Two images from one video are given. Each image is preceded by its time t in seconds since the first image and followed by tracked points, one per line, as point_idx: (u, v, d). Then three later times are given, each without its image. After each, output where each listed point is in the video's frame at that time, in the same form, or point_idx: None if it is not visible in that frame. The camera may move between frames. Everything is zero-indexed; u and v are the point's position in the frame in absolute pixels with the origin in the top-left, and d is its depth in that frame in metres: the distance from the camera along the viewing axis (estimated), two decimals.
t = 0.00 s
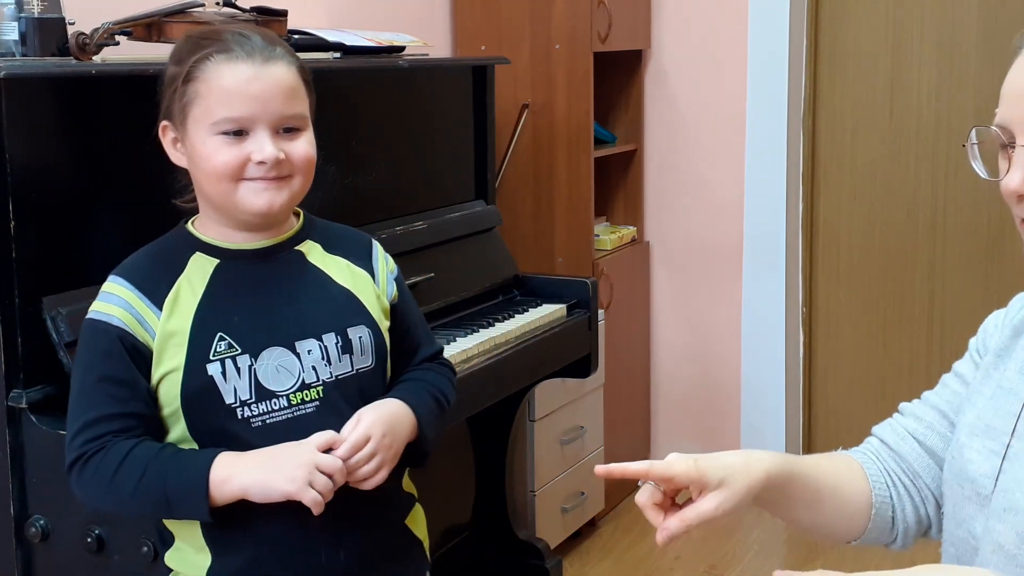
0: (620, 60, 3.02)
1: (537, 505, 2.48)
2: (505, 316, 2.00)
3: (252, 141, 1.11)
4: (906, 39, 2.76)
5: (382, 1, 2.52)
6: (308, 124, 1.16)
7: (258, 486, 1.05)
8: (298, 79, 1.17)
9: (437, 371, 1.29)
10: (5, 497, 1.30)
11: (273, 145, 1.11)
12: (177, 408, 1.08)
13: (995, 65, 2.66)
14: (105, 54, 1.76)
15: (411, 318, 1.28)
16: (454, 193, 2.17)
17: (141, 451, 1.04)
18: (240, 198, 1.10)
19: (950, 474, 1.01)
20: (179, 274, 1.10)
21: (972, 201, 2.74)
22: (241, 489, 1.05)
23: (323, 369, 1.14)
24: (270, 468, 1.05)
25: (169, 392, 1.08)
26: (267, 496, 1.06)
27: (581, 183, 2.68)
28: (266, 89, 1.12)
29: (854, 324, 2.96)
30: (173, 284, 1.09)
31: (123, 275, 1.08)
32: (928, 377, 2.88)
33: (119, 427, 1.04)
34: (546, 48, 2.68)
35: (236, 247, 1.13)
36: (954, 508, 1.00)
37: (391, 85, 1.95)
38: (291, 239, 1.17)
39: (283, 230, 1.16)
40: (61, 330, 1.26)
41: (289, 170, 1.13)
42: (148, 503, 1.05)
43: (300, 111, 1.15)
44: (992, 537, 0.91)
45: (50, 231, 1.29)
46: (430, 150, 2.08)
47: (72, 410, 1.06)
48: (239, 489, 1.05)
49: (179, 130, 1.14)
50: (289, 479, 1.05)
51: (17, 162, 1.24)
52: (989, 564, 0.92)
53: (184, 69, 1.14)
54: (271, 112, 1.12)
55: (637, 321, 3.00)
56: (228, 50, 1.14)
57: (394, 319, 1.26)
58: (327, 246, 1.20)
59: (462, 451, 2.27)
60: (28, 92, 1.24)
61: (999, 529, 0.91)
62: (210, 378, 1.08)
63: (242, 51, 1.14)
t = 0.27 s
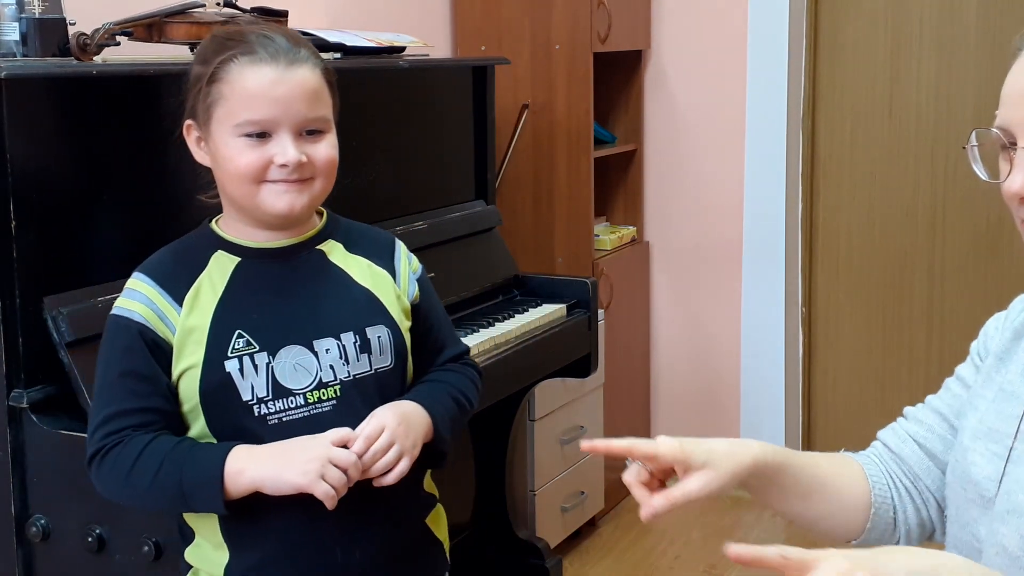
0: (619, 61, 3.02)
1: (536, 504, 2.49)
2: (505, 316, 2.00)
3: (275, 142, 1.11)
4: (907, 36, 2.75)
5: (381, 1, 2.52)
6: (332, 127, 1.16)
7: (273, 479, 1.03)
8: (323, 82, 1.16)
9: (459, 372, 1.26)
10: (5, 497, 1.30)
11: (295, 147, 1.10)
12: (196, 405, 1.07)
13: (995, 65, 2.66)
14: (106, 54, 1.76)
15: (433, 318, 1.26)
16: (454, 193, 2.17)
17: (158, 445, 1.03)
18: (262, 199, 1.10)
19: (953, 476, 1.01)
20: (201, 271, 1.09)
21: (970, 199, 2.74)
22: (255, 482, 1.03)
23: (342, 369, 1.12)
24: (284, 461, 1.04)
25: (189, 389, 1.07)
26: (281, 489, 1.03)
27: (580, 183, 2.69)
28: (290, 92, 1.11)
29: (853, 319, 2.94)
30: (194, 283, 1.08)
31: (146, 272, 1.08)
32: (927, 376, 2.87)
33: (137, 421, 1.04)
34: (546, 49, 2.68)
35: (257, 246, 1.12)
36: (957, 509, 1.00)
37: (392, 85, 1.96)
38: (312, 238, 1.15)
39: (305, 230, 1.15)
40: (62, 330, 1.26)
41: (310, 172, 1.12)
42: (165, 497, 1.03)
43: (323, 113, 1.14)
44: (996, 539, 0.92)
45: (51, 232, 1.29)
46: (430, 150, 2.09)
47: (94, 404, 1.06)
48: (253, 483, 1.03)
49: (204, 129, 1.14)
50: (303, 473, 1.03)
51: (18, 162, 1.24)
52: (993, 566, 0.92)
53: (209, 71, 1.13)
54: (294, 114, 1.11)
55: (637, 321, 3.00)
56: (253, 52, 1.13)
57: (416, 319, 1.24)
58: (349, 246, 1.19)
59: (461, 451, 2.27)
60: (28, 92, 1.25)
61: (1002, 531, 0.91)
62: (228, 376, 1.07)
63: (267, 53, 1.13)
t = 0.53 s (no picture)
0: (619, 60, 3.02)
1: (537, 504, 2.49)
2: (505, 316, 2.00)
3: (304, 144, 1.08)
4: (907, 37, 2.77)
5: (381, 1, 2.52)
6: (362, 129, 1.12)
7: (294, 467, 1.01)
8: (355, 84, 1.13)
9: (483, 374, 1.22)
10: (5, 497, 1.31)
11: (323, 149, 1.08)
12: (218, 398, 1.05)
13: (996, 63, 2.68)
14: (106, 54, 1.76)
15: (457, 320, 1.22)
16: (454, 192, 2.17)
17: (181, 432, 1.02)
18: (289, 199, 1.07)
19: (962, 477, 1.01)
20: (228, 263, 1.08)
21: (971, 201, 2.76)
22: (275, 470, 1.01)
23: (361, 368, 1.09)
24: (308, 451, 1.01)
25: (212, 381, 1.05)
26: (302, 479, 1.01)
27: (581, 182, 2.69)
28: (319, 94, 1.08)
29: (854, 320, 2.96)
30: (220, 275, 1.07)
31: (173, 262, 1.06)
32: (928, 376, 2.89)
33: (161, 408, 1.03)
34: (546, 48, 2.68)
35: (284, 243, 1.10)
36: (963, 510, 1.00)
37: (391, 86, 1.96)
38: (341, 237, 1.13)
39: (336, 227, 1.13)
40: (62, 330, 1.27)
41: (339, 174, 1.09)
42: (189, 484, 1.02)
43: (353, 116, 1.11)
44: (983, 540, 0.92)
45: (51, 233, 1.28)
46: (430, 150, 2.09)
47: (121, 391, 1.05)
48: (275, 470, 1.01)
49: (234, 128, 1.11)
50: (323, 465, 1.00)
51: (18, 162, 1.24)
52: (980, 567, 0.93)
53: (240, 69, 1.11)
54: (322, 117, 1.08)
55: (637, 321, 3.00)
56: (284, 52, 1.10)
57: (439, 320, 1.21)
58: (374, 247, 1.15)
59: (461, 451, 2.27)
60: (28, 92, 1.25)
61: (988, 532, 0.92)
62: (248, 369, 1.05)
63: (298, 53, 1.10)
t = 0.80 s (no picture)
0: (619, 61, 3.02)
1: (536, 505, 2.49)
2: (505, 316, 2.00)
3: (336, 144, 1.07)
4: (906, 41, 2.81)
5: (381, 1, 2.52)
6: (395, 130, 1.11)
7: (307, 463, 1.01)
8: (390, 84, 1.12)
9: (503, 383, 1.20)
10: (5, 497, 1.31)
11: (355, 150, 1.07)
12: (237, 389, 1.06)
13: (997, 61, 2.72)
14: (106, 54, 1.76)
15: (481, 327, 1.20)
16: (454, 192, 2.17)
17: (202, 420, 1.03)
18: (320, 199, 1.07)
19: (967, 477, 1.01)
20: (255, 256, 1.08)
21: (972, 202, 2.80)
22: (291, 462, 1.01)
23: (380, 369, 1.08)
24: (324, 449, 1.01)
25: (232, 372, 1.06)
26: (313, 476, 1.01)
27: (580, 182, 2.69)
28: (354, 95, 1.07)
29: (853, 321, 2.98)
30: (246, 267, 1.07)
31: (204, 252, 1.07)
32: (928, 376, 2.92)
33: (183, 396, 1.04)
34: (546, 48, 2.68)
35: (315, 240, 1.10)
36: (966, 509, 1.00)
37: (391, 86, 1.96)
38: (370, 236, 1.12)
39: (366, 227, 1.12)
40: (62, 330, 1.27)
41: (370, 175, 1.08)
42: (206, 473, 1.03)
43: (387, 117, 1.10)
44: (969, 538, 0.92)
45: (50, 233, 1.28)
46: (430, 150, 2.09)
47: (144, 378, 1.06)
48: (290, 463, 1.01)
49: (268, 125, 1.11)
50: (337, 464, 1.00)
51: (18, 162, 1.24)
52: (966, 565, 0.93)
53: (276, 67, 1.09)
54: (356, 119, 1.07)
55: (637, 321, 3.00)
56: (319, 51, 1.08)
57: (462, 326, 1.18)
58: (402, 250, 1.14)
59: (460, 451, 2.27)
60: (28, 92, 1.25)
61: (974, 529, 0.92)
62: (268, 361, 1.05)
63: (334, 53, 1.09)
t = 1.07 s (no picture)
0: (619, 61, 3.02)
1: (536, 505, 2.49)
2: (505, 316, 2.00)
3: (361, 147, 1.07)
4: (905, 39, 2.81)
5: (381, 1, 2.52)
6: (420, 133, 1.11)
7: (312, 461, 1.01)
8: (417, 87, 1.12)
9: (521, 390, 1.17)
10: (5, 496, 1.31)
11: (380, 153, 1.06)
12: (253, 383, 1.06)
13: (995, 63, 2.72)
14: (106, 54, 1.76)
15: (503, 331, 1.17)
16: (454, 192, 2.17)
17: (215, 412, 1.03)
18: (345, 201, 1.07)
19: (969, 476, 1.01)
20: (278, 252, 1.09)
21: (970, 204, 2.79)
22: (297, 458, 1.01)
23: (394, 368, 1.08)
24: (331, 447, 1.01)
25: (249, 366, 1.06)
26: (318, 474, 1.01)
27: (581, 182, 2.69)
28: (379, 98, 1.07)
29: (854, 322, 2.98)
30: (268, 262, 1.08)
31: (229, 246, 1.08)
32: (928, 377, 2.92)
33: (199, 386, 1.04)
34: (546, 48, 2.68)
35: (339, 239, 1.10)
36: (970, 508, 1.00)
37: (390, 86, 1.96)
38: (395, 237, 1.12)
39: (389, 228, 1.12)
40: (62, 330, 1.27)
41: (394, 178, 1.08)
42: (216, 464, 1.03)
43: (413, 120, 1.10)
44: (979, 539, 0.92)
45: (51, 234, 1.28)
46: (430, 150, 2.09)
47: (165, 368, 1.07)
48: (295, 459, 1.01)
49: (295, 125, 1.11)
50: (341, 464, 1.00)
51: (17, 162, 1.24)
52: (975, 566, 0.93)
53: (304, 69, 1.10)
54: (382, 121, 1.07)
55: (637, 321, 3.00)
56: (346, 54, 1.09)
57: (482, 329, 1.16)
58: (423, 251, 1.13)
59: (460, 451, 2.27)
60: (28, 91, 1.25)
61: (983, 529, 0.92)
62: (283, 355, 1.06)
63: (361, 55, 1.09)
